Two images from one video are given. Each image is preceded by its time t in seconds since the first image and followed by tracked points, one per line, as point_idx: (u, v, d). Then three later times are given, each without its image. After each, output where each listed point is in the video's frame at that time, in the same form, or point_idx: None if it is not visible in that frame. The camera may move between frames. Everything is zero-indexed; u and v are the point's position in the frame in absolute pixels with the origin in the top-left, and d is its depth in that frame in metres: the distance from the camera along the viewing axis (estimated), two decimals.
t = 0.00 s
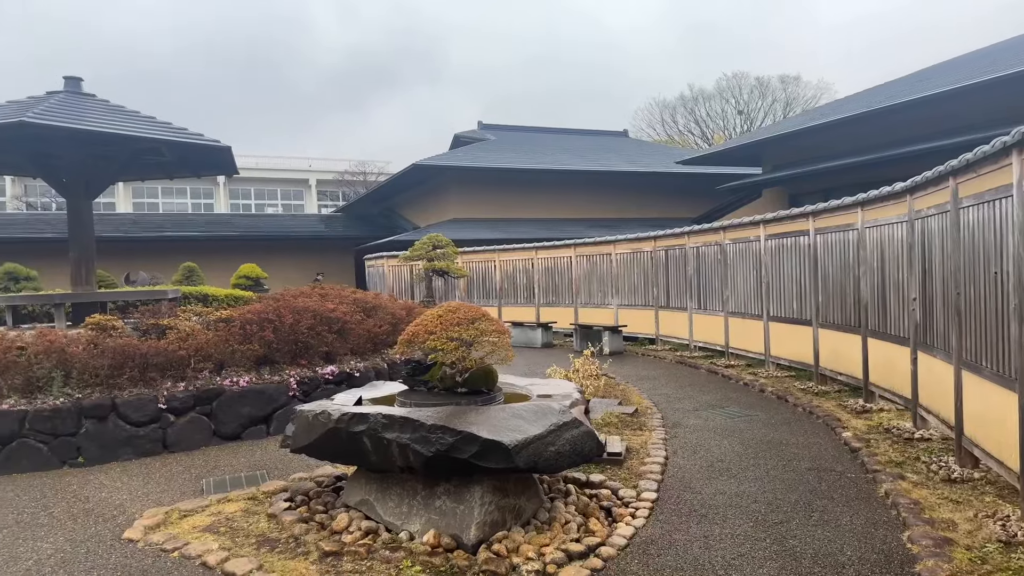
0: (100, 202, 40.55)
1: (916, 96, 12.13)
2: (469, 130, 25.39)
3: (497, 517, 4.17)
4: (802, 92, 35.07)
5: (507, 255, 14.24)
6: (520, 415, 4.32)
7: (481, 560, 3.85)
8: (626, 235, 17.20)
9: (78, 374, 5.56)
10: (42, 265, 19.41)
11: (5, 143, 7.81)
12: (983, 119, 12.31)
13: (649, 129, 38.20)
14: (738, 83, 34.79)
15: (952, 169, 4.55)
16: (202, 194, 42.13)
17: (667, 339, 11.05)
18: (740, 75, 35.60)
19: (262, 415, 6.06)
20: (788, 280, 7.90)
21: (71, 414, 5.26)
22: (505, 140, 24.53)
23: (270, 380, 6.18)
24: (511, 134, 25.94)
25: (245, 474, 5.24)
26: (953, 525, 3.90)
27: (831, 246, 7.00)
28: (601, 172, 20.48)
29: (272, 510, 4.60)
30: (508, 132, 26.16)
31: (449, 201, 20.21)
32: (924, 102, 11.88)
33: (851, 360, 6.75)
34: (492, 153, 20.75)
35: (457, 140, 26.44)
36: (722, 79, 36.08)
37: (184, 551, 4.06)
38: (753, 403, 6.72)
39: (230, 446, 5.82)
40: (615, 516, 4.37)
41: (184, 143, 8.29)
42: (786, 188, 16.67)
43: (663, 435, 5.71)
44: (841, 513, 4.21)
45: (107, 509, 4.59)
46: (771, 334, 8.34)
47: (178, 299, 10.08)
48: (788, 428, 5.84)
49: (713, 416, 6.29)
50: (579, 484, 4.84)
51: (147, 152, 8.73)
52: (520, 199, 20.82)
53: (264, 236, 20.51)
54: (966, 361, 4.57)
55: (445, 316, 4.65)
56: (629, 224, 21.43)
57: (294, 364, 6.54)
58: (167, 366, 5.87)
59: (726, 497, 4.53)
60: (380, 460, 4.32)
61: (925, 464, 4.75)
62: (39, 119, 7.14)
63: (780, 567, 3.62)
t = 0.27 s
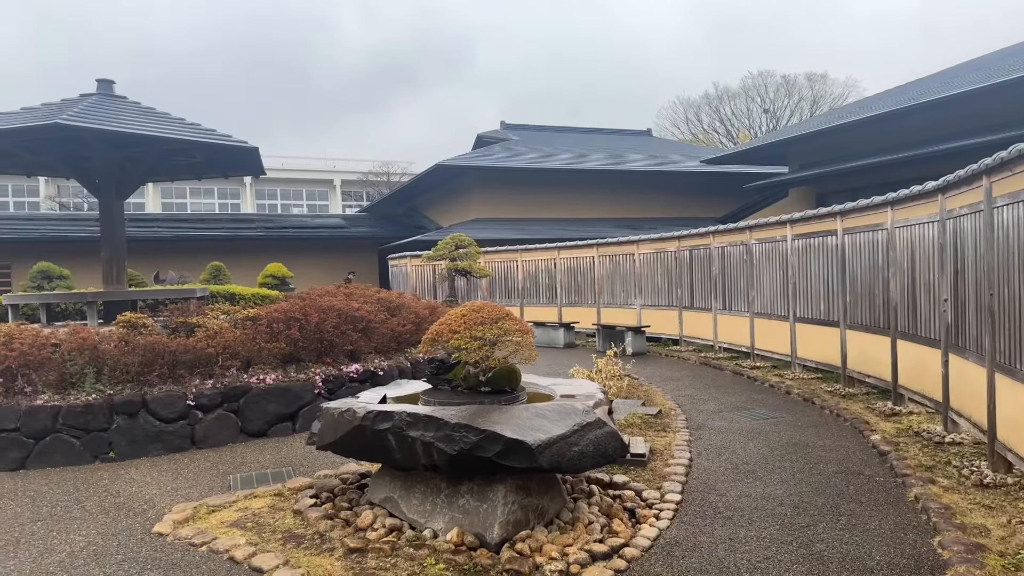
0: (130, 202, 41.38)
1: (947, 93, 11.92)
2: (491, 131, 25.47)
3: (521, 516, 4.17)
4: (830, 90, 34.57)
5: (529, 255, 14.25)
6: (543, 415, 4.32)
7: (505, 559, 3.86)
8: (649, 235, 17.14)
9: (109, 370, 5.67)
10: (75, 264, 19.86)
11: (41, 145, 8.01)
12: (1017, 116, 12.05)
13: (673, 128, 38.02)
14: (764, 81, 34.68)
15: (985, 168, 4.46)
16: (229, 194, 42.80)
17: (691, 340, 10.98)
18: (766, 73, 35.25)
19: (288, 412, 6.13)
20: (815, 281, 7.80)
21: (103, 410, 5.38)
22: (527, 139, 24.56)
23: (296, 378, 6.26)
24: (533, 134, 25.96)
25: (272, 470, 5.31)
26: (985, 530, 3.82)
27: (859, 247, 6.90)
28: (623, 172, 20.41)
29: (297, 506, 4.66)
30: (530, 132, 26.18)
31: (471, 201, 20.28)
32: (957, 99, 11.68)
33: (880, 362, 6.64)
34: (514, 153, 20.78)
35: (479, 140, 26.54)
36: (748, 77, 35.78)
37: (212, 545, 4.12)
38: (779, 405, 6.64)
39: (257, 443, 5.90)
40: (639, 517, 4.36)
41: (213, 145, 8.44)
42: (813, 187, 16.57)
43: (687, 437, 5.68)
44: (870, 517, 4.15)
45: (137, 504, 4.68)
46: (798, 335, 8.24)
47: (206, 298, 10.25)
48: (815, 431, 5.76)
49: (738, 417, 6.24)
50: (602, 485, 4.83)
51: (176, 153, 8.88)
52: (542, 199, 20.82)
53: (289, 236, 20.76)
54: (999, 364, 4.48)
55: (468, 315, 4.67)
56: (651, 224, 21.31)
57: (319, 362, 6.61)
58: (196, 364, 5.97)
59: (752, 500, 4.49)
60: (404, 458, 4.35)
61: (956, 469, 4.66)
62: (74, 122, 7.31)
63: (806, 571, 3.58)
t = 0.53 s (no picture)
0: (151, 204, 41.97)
1: (970, 92, 11.74)
2: (508, 132, 25.50)
3: (538, 517, 4.17)
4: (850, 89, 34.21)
5: (546, 256, 14.25)
6: (560, 415, 4.32)
7: (522, 560, 3.87)
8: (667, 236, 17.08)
9: (132, 369, 5.75)
10: (98, 265, 20.20)
11: (66, 147, 8.15)
12: None
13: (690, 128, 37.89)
14: (783, 80, 34.50)
15: (1010, 167, 4.38)
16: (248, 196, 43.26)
17: (710, 342, 10.91)
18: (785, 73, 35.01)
19: (307, 411, 6.18)
20: (836, 282, 7.72)
21: (126, 408, 5.46)
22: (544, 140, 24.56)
23: (315, 378, 6.31)
24: (550, 134, 25.96)
25: (291, 469, 5.36)
26: (1010, 536, 3.76)
27: (881, 247, 6.82)
28: (640, 172, 20.33)
29: (316, 505, 4.69)
30: (547, 132, 26.19)
31: (487, 202, 20.34)
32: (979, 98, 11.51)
33: (901, 364, 6.56)
34: (530, 154, 20.80)
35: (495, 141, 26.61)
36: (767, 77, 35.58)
37: (232, 543, 4.16)
38: (799, 407, 6.59)
39: (276, 442, 5.95)
40: (657, 519, 4.34)
41: (233, 147, 8.54)
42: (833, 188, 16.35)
43: (706, 439, 5.64)
44: (891, 521, 4.10)
45: (159, 501, 4.75)
46: (817, 336, 8.16)
47: (226, 298, 10.36)
48: (835, 433, 5.70)
49: (757, 419, 6.19)
50: (620, 487, 4.81)
51: (197, 155, 8.99)
52: (558, 200, 20.80)
53: (307, 237, 20.93)
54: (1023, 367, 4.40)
55: (485, 315, 4.68)
56: (668, 225, 21.22)
57: (337, 362, 6.66)
58: (217, 363, 6.03)
59: (771, 503, 4.45)
60: (422, 457, 4.36)
61: (980, 473, 4.59)
62: (98, 125, 7.43)
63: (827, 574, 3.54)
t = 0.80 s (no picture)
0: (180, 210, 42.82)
1: (1002, 93, 11.48)
2: (532, 137, 25.57)
3: (562, 524, 4.15)
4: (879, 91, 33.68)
5: (569, 261, 14.24)
6: (585, 421, 4.30)
7: (547, 566, 3.85)
8: (691, 241, 16.97)
9: (162, 372, 5.87)
10: (130, 270, 20.66)
11: (101, 156, 8.36)
12: None
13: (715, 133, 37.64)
14: (810, 83, 34.10)
15: None
16: (275, 202, 43.94)
17: (736, 348, 10.80)
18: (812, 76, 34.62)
19: (333, 415, 6.24)
20: (866, 287, 7.60)
21: (156, 411, 5.56)
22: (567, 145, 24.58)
23: (340, 382, 6.37)
24: (573, 139, 25.96)
25: (317, 472, 5.41)
26: None
27: (911, 252, 6.71)
28: (663, 176, 20.23)
29: (341, 508, 4.73)
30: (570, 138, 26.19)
31: (509, 207, 20.39)
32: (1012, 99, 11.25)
33: (933, 372, 6.43)
34: (552, 159, 20.81)
35: (518, 146, 26.68)
36: (793, 80, 35.22)
37: (260, 545, 4.21)
38: (828, 415, 6.48)
39: (302, 445, 6.02)
40: (683, 527, 4.31)
41: (261, 153, 8.68)
42: (862, 192, 16.05)
43: (732, 446, 5.58)
44: (924, 531, 4.01)
45: (189, 503, 4.82)
46: (847, 342, 8.03)
47: (254, 303, 10.52)
48: (865, 442, 5.60)
49: (784, 427, 6.11)
50: (645, 494, 4.78)
51: (226, 162, 9.15)
52: (581, 205, 20.77)
53: (332, 242, 21.18)
54: None
55: (509, 321, 4.68)
56: (692, 230, 21.06)
57: (362, 366, 6.71)
58: (245, 367, 6.12)
59: (799, 511, 4.39)
60: (447, 462, 4.38)
61: (1016, 484, 4.48)
62: (131, 133, 7.61)
63: None
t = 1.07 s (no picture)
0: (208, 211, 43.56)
1: None
2: (554, 137, 25.57)
3: (586, 524, 4.14)
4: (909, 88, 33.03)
5: (593, 261, 14.21)
6: (609, 422, 4.29)
7: (570, 566, 3.85)
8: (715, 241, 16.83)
9: (191, 371, 5.97)
10: (160, 270, 21.08)
11: (132, 158, 8.53)
12: None
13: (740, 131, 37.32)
14: (838, 80, 33.61)
15: None
16: (301, 203, 44.51)
17: (762, 349, 10.68)
18: (840, 73, 34.11)
19: (357, 413, 6.30)
20: (895, 287, 7.46)
21: (185, 408, 5.66)
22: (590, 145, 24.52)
23: (365, 381, 6.42)
24: (596, 139, 25.90)
25: (342, 470, 5.46)
26: None
27: (943, 251, 6.57)
28: (687, 176, 20.09)
29: (366, 506, 4.77)
30: (593, 138, 26.14)
31: (532, 207, 20.40)
32: None
33: (966, 373, 6.29)
34: (575, 158, 20.78)
35: (540, 146, 26.68)
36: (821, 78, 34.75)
37: (286, 542, 4.26)
38: (857, 417, 6.38)
39: (328, 443, 6.08)
40: (708, 529, 4.27)
41: (287, 155, 8.79)
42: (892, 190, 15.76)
43: (758, 448, 5.52)
44: (956, 537, 3.93)
45: (217, 499, 4.90)
46: (876, 343, 7.90)
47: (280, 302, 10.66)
48: (895, 445, 5.50)
49: (811, 429, 6.02)
50: (670, 495, 4.75)
51: (253, 163, 9.29)
52: (603, 205, 20.70)
53: (356, 243, 21.39)
54: None
55: (532, 320, 4.68)
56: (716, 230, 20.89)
57: (386, 365, 6.77)
58: (272, 365, 6.21)
59: (827, 515, 4.32)
60: (470, 461, 4.39)
61: None
62: (161, 135, 7.76)
63: None
